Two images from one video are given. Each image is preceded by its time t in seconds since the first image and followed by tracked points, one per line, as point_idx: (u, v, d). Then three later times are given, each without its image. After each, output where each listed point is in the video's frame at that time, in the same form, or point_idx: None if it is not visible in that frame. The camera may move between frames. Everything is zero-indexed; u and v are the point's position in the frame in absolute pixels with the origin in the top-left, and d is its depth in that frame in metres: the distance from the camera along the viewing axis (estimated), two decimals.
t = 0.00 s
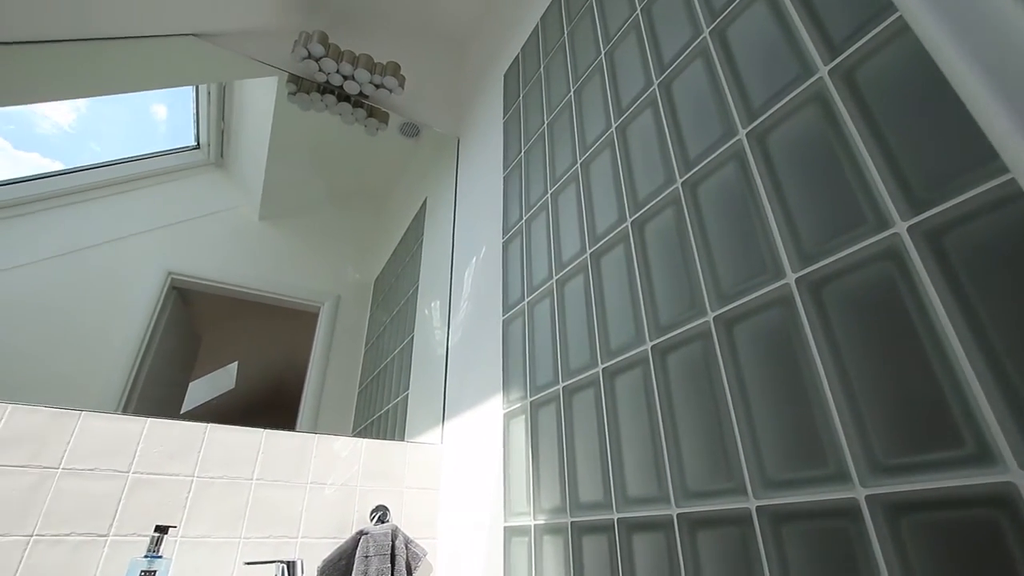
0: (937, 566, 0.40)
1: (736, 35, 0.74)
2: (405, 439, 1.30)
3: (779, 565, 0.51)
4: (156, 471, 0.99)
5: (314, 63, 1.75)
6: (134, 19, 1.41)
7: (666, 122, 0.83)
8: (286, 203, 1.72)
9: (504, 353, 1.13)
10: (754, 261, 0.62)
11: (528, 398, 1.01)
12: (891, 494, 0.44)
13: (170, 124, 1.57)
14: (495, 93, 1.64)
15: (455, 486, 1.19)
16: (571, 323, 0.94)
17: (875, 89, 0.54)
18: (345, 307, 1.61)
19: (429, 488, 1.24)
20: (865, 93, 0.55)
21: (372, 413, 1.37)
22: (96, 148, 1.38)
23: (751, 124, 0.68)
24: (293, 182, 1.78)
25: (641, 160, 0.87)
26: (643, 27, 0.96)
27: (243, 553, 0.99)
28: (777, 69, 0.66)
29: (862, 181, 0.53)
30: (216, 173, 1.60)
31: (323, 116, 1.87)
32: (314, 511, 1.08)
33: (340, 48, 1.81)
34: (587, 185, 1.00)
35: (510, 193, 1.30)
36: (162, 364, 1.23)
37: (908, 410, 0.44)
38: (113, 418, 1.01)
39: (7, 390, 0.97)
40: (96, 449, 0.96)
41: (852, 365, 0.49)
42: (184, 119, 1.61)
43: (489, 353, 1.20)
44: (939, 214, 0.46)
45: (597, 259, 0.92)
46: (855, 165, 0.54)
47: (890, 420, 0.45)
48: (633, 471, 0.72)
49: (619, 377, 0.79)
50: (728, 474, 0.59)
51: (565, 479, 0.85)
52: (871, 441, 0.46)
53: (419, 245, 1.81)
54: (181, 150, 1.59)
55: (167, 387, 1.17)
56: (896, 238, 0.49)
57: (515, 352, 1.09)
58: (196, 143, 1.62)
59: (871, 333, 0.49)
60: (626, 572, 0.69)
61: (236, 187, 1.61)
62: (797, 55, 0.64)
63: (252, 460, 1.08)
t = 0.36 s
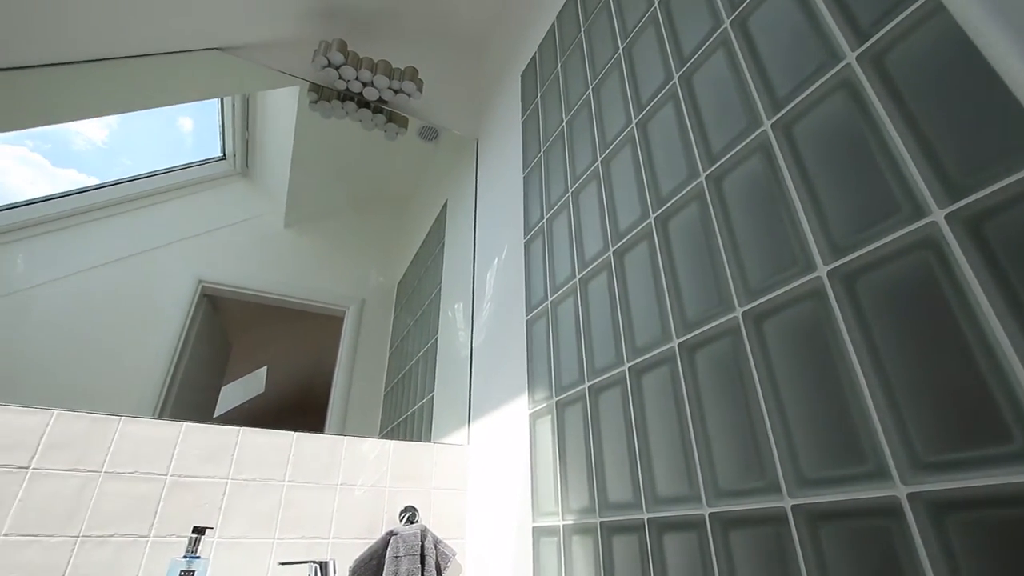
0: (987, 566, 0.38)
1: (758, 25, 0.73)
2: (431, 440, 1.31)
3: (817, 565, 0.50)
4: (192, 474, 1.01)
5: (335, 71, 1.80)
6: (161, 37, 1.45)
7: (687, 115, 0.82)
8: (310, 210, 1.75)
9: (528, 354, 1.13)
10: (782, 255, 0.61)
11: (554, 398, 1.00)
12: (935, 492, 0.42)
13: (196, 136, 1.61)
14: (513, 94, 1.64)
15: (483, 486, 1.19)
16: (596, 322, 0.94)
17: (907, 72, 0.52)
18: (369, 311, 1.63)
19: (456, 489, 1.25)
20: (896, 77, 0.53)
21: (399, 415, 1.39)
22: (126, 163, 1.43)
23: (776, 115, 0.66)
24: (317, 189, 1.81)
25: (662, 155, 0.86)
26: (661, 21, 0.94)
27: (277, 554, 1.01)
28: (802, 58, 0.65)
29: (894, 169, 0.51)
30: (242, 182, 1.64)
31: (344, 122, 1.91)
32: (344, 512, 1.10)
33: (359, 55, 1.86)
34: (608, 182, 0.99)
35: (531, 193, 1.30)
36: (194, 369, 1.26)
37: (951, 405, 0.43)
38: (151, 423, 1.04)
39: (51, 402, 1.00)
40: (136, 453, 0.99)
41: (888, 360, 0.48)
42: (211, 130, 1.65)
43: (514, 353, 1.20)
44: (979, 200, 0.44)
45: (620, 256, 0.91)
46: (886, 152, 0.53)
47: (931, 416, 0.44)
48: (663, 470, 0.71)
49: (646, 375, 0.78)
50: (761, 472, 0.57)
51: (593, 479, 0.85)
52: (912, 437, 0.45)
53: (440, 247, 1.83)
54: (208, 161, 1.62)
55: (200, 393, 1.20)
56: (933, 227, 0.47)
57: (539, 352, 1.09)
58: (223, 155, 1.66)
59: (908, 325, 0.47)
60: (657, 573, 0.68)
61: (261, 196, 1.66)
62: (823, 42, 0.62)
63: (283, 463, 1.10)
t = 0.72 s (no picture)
0: None
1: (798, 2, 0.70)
2: (475, 441, 1.32)
3: (885, 565, 0.47)
4: (249, 478, 1.05)
5: (368, 82, 1.83)
6: (205, 63, 1.53)
7: (725, 102, 0.80)
8: (349, 219, 1.79)
9: (569, 352, 1.12)
10: (834, 241, 0.58)
11: (597, 397, 0.99)
12: (1014, 488, 0.40)
13: (239, 154, 1.67)
14: (543, 93, 1.64)
15: (528, 486, 1.19)
16: (637, 318, 0.92)
17: (967, 40, 0.49)
18: (409, 315, 1.66)
19: (502, 489, 1.25)
20: (953, 46, 0.50)
21: (443, 416, 1.41)
22: (175, 182, 1.51)
23: (821, 95, 0.64)
24: (355, 198, 1.86)
25: (700, 144, 0.84)
26: (694, 7, 0.92)
27: (331, 554, 1.04)
28: (847, 34, 0.62)
29: (956, 143, 0.48)
30: (285, 196, 1.70)
31: (378, 132, 1.96)
32: (394, 513, 1.12)
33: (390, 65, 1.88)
34: (645, 176, 0.98)
35: (565, 192, 1.30)
36: (246, 377, 1.32)
37: None
38: (210, 430, 1.09)
39: (117, 407, 1.09)
40: (197, 458, 1.04)
41: (957, 345, 0.45)
42: (253, 147, 1.71)
43: (555, 352, 1.19)
44: None
45: (661, 250, 0.89)
46: (946, 126, 0.49)
47: (1007, 405, 0.41)
48: (714, 468, 0.69)
49: (692, 371, 0.76)
50: (820, 470, 0.55)
51: (641, 478, 0.83)
52: (986, 429, 0.42)
53: (476, 249, 1.84)
54: (251, 177, 1.68)
55: (253, 400, 1.25)
56: (1003, 203, 0.44)
57: (580, 351, 1.08)
58: (264, 171, 1.72)
59: (977, 309, 0.44)
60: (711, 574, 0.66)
61: (302, 208, 1.71)
62: (870, 16, 0.59)
63: (334, 466, 1.13)
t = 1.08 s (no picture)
0: None
1: None
2: (540, 441, 1.32)
3: (1004, 566, 0.43)
4: (326, 481, 1.10)
5: (414, 94, 1.83)
6: (263, 91, 1.60)
7: (786, 76, 0.75)
8: (402, 228, 1.85)
9: (632, 347, 1.10)
10: (921, 214, 0.53)
11: (664, 393, 0.96)
12: None
13: (297, 174, 1.78)
14: (588, 87, 1.62)
15: (598, 486, 1.17)
16: (703, 310, 0.88)
17: None
18: (466, 319, 1.69)
19: (571, 489, 1.24)
20: None
21: (506, 417, 1.42)
22: (243, 207, 1.65)
23: (897, 58, 0.58)
24: (408, 207, 1.90)
25: (760, 123, 0.79)
26: None
27: (409, 553, 1.07)
28: None
29: None
30: (343, 211, 1.79)
31: (428, 141, 1.96)
32: (464, 514, 1.14)
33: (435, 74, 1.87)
34: (701, 160, 0.94)
35: (618, 184, 1.27)
36: (317, 384, 1.39)
37: None
38: (289, 436, 1.15)
39: (204, 414, 1.19)
40: (279, 463, 1.10)
41: None
42: (309, 167, 1.81)
43: (618, 349, 1.16)
44: None
45: (724, 237, 0.85)
46: None
47: None
48: (795, 463, 0.65)
49: (766, 361, 0.72)
50: (917, 461, 0.50)
51: (716, 474, 0.80)
52: None
53: (530, 250, 1.84)
54: (311, 196, 1.79)
55: (325, 406, 1.32)
56: None
57: (644, 346, 1.05)
58: (323, 189, 1.82)
59: None
60: None
61: (359, 221, 1.79)
62: None
63: (405, 468, 1.16)
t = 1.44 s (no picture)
0: None
1: None
2: (613, 440, 1.29)
3: None
4: (406, 484, 1.13)
5: (463, 102, 1.82)
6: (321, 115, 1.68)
7: (859, 40, 0.70)
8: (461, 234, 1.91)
9: (704, 338, 1.05)
10: None
11: (743, 384, 0.91)
12: None
13: (356, 190, 1.89)
14: (637, 75, 1.57)
15: (677, 485, 1.12)
16: (780, 296, 0.83)
17: None
18: (529, 320, 1.75)
19: (648, 487, 1.20)
20: None
21: (576, 416, 1.42)
22: (309, 227, 1.79)
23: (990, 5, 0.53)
24: (465, 215, 1.93)
25: (832, 92, 0.74)
26: None
27: (489, 553, 1.08)
28: None
29: None
30: (401, 223, 1.91)
31: (480, 146, 1.95)
32: (541, 514, 1.13)
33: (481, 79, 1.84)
34: (769, 140, 0.88)
35: (677, 171, 1.22)
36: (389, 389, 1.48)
37: None
38: (367, 442, 1.19)
39: (289, 416, 1.31)
40: (360, 467, 1.14)
41: None
42: (368, 181, 1.90)
43: (689, 343, 1.11)
44: None
45: (799, 218, 0.79)
46: None
47: None
48: (898, 456, 0.60)
49: (857, 347, 0.67)
50: None
51: (807, 470, 0.75)
52: None
53: (589, 248, 1.80)
54: (371, 210, 1.91)
55: (399, 409, 1.40)
56: None
57: (717, 337, 1.00)
58: (383, 203, 1.93)
59: None
60: None
61: (418, 232, 1.91)
62: None
63: (480, 470, 1.17)
